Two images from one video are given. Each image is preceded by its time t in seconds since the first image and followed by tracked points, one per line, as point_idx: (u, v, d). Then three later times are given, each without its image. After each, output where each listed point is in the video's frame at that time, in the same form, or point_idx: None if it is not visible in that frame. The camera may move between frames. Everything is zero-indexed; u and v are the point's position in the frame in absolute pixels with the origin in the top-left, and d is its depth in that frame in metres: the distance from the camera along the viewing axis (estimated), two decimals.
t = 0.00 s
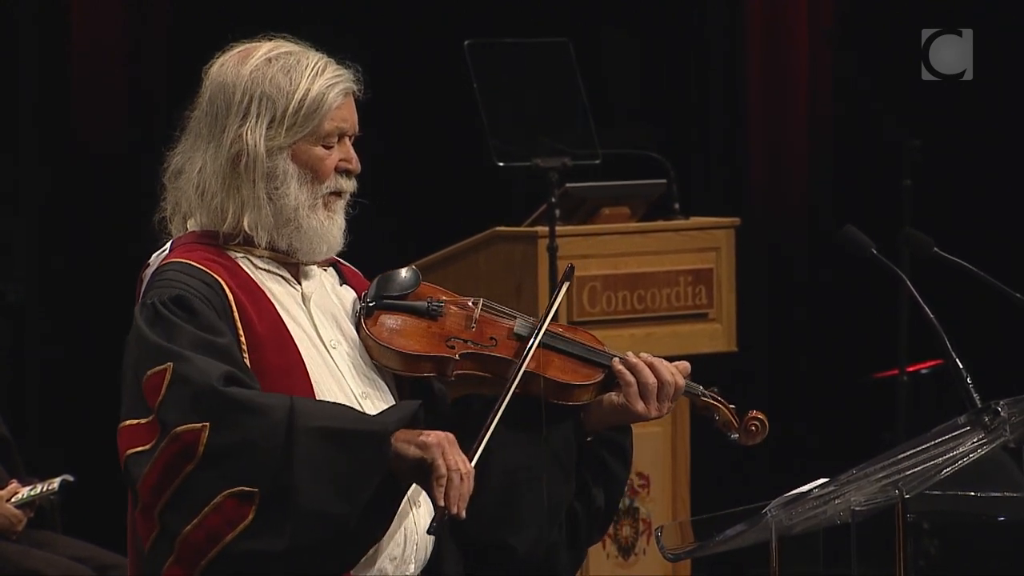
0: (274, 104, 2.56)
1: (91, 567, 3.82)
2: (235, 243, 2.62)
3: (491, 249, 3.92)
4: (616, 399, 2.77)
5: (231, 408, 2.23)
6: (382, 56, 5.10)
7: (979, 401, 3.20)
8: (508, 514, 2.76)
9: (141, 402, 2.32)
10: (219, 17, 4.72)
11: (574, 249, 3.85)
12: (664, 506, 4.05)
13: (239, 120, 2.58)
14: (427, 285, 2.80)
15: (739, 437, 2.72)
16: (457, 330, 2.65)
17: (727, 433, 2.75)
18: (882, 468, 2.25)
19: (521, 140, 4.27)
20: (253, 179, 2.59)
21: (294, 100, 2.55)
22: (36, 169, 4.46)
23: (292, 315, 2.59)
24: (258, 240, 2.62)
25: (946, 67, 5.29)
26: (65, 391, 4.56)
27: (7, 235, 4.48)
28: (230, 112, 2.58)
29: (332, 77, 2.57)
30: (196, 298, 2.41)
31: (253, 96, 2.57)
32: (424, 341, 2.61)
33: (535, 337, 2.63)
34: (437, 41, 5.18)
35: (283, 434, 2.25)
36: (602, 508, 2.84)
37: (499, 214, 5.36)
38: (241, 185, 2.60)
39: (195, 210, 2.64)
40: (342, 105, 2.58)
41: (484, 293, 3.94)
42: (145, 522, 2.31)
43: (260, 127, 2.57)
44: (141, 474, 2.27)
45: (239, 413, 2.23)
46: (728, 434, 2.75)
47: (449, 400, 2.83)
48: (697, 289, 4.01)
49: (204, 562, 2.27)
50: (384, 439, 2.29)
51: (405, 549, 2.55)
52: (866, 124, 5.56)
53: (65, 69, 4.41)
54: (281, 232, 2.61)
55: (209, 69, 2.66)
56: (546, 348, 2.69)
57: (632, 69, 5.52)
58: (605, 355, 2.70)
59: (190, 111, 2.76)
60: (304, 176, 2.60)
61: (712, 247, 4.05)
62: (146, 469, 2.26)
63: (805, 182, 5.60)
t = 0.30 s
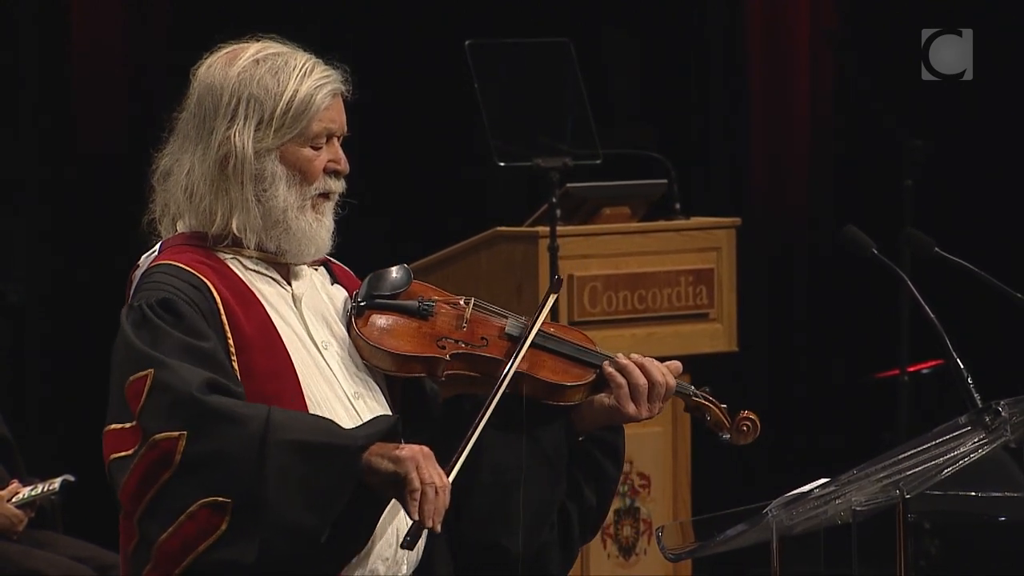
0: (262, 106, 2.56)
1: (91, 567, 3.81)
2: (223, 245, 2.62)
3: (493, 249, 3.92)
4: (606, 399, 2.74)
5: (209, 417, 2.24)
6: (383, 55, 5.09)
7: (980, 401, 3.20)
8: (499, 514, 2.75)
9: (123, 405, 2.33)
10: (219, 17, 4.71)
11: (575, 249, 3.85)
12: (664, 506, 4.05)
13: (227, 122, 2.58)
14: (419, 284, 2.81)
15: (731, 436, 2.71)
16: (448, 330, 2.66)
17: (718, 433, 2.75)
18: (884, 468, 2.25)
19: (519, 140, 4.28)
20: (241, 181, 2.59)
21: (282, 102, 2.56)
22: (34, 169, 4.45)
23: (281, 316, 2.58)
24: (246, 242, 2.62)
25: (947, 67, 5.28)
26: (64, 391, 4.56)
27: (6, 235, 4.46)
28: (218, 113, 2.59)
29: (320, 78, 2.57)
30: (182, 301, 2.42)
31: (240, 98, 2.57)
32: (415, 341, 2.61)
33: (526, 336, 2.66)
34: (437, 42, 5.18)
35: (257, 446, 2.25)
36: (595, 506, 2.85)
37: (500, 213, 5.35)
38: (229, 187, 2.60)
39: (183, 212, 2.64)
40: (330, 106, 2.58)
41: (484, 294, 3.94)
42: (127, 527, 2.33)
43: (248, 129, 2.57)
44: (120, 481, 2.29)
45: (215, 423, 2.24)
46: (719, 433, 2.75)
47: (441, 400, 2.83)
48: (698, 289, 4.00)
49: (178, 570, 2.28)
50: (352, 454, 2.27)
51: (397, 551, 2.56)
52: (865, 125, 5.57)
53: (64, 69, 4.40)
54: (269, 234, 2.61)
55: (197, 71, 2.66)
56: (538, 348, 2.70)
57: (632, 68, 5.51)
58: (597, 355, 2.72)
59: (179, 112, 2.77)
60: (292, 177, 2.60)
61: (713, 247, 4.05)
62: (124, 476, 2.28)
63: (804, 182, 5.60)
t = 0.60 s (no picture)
0: (253, 106, 2.56)
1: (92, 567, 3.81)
2: (217, 246, 2.62)
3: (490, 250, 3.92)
4: (599, 394, 2.75)
5: (201, 422, 2.25)
6: (382, 55, 5.09)
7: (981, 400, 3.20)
8: (494, 511, 2.76)
9: (116, 409, 2.35)
10: (219, 17, 4.71)
11: (575, 250, 3.86)
12: (665, 506, 4.05)
13: (219, 123, 2.58)
14: (413, 280, 2.80)
15: (725, 430, 2.71)
16: (440, 326, 2.65)
17: (712, 425, 2.75)
18: (884, 469, 2.27)
19: (519, 138, 4.30)
20: (234, 182, 2.59)
21: (274, 102, 2.56)
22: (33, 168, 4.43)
23: (276, 315, 2.59)
24: (240, 243, 2.61)
25: (946, 67, 5.26)
26: (65, 391, 4.55)
27: (7, 235, 4.44)
28: (210, 115, 2.59)
29: (312, 78, 2.58)
30: (178, 303, 2.43)
31: (232, 99, 2.57)
32: (408, 338, 2.60)
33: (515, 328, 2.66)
34: (437, 41, 5.18)
35: (242, 456, 2.25)
36: (590, 503, 2.84)
37: (501, 212, 5.36)
38: (222, 188, 2.60)
39: (177, 213, 2.64)
40: (322, 105, 2.59)
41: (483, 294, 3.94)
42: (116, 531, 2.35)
43: (240, 130, 2.57)
44: (110, 484, 2.31)
45: (205, 431, 2.25)
46: (713, 426, 2.75)
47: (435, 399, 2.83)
48: (699, 290, 4.00)
49: None
50: (329, 472, 2.24)
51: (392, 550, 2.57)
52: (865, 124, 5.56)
53: (63, 69, 4.40)
54: (262, 235, 2.61)
55: (188, 72, 2.66)
56: (530, 343, 2.68)
57: (633, 69, 5.51)
58: (591, 351, 2.70)
59: (171, 113, 2.76)
60: (285, 178, 2.61)
61: (714, 246, 4.04)
62: (114, 480, 2.30)
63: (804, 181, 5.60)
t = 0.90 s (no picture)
0: (260, 106, 2.56)
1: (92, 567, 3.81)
2: (221, 244, 2.62)
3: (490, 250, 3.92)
4: (604, 394, 2.75)
5: (240, 403, 2.20)
6: (382, 55, 5.09)
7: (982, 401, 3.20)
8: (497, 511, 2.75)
9: (141, 398, 2.30)
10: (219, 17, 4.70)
11: (576, 250, 3.86)
12: (666, 506, 4.05)
13: (225, 123, 2.58)
14: (414, 284, 2.81)
15: (728, 431, 2.70)
16: (446, 327, 2.66)
17: (715, 427, 2.75)
18: (885, 469, 2.28)
19: (520, 139, 4.30)
20: (239, 181, 2.59)
21: (281, 103, 2.55)
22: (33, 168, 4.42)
23: (282, 314, 2.58)
24: (244, 242, 2.62)
25: (946, 67, 5.24)
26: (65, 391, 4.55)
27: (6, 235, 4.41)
28: (217, 114, 2.58)
29: (318, 79, 2.57)
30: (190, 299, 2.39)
31: (239, 99, 2.57)
32: (413, 337, 2.61)
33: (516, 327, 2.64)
34: (437, 41, 5.18)
35: (288, 435, 2.20)
36: (590, 504, 2.84)
37: (501, 212, 5.36)
38: (227, 187, 2.60)
39: (182, 212, 2.64)
40: (329, 106, 2.58)
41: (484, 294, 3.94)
42: (144, 519, 2.26)
43: (246, 129, 2.57)
44: (142, 470, 2.23)
45: (246, 410, 2.20)
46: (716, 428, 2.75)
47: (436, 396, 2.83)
48: (699, 290, 4.01)
49: (201, 561, 2.21)
50: (387, 441, 2.20)
51: (396, 550, 2.56)
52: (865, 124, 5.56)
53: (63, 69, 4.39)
54: (267, 234, 2.61)
55: (195, 71, 2.66)
56: (533, 344, 2.70)
57: (633, 69, 5.51)
58: (594, 352, 2.72)
59: (177, 112, 2.76)
60: (291, 177, 2.61)
61: (715, 247, 4.04)
62: (146, 465, 2.23)
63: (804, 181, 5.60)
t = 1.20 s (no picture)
0: (266, 103, 2.56)
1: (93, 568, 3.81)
2: (230, 242, 2.62)
3: (487, 251, 3.94)
4: (612, 394, 2.74)
5: (276, 388, 2.21)
6: (384, 55, 5.09)
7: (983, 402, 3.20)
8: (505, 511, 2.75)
9: (165, 394, 2.28)
10: (221, 18, 4.70)
11: (575, 249, 3.87)
12: (666, 506, 4.05)
13: (231, 120, 2.58)
14: (421, 285, 2.80)
15: (734, 431, 2.69)
16: (454, 327, 2.64)
17: (722, 428, 2.73)
18: (886, 470, 2.28)
19: (519, 139, 4.29)
20: (246, 178, 2.59)
21: (286, 99, 2.55)
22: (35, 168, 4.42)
23: (291, 312, 2.59)
24: (253, 239, 2.62)
25: (946, 67, 5.21)
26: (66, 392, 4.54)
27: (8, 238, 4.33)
28: (223, 111, 2.59)
29: (324, 76, 2.57)
30: (202, 296, 2.38)
31: (244, 95, 2.57)
32: (421, 336, 2.59)
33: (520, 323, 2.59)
34: (438, 43, 5.18)
35: (333, 414, 2.23)
36: (595, 505, 2.85)
37: (502, 213, 5.36)
38: (234, 184, 2.60)
39: (190, 210, 2.65)
40: (334, 103, 2.59)
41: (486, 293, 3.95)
42: (177, 513, 2.21)
43: (252, 126, 2.57)
44: (175, 465, 2.20)
45: (283, 393, 2.21)
46: (724, 429, 2.73)
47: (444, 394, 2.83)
48: (699, 290, 4.01)
49: (253, 547, 2.20)
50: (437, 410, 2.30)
51: (402, 551, 2.55)
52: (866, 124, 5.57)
53: (65, 69, 4.39)
54: (275, 231, 2.62)
55: (201, 70, 2.66)
56: (542, 344, 2.68)
57: (634, 69, 5.51)
58: (602, 351, 2.72)
59: (183, 111, 2.77)
60: (298, 174, 2.61)
61: (716, 247, 4.04)
62: (180, 460, 2.20)
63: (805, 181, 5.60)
